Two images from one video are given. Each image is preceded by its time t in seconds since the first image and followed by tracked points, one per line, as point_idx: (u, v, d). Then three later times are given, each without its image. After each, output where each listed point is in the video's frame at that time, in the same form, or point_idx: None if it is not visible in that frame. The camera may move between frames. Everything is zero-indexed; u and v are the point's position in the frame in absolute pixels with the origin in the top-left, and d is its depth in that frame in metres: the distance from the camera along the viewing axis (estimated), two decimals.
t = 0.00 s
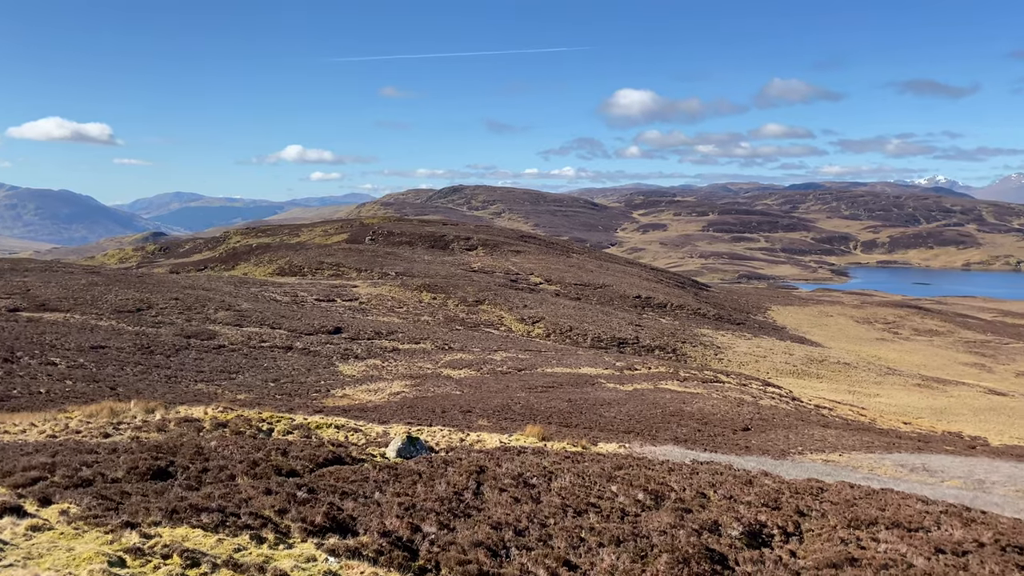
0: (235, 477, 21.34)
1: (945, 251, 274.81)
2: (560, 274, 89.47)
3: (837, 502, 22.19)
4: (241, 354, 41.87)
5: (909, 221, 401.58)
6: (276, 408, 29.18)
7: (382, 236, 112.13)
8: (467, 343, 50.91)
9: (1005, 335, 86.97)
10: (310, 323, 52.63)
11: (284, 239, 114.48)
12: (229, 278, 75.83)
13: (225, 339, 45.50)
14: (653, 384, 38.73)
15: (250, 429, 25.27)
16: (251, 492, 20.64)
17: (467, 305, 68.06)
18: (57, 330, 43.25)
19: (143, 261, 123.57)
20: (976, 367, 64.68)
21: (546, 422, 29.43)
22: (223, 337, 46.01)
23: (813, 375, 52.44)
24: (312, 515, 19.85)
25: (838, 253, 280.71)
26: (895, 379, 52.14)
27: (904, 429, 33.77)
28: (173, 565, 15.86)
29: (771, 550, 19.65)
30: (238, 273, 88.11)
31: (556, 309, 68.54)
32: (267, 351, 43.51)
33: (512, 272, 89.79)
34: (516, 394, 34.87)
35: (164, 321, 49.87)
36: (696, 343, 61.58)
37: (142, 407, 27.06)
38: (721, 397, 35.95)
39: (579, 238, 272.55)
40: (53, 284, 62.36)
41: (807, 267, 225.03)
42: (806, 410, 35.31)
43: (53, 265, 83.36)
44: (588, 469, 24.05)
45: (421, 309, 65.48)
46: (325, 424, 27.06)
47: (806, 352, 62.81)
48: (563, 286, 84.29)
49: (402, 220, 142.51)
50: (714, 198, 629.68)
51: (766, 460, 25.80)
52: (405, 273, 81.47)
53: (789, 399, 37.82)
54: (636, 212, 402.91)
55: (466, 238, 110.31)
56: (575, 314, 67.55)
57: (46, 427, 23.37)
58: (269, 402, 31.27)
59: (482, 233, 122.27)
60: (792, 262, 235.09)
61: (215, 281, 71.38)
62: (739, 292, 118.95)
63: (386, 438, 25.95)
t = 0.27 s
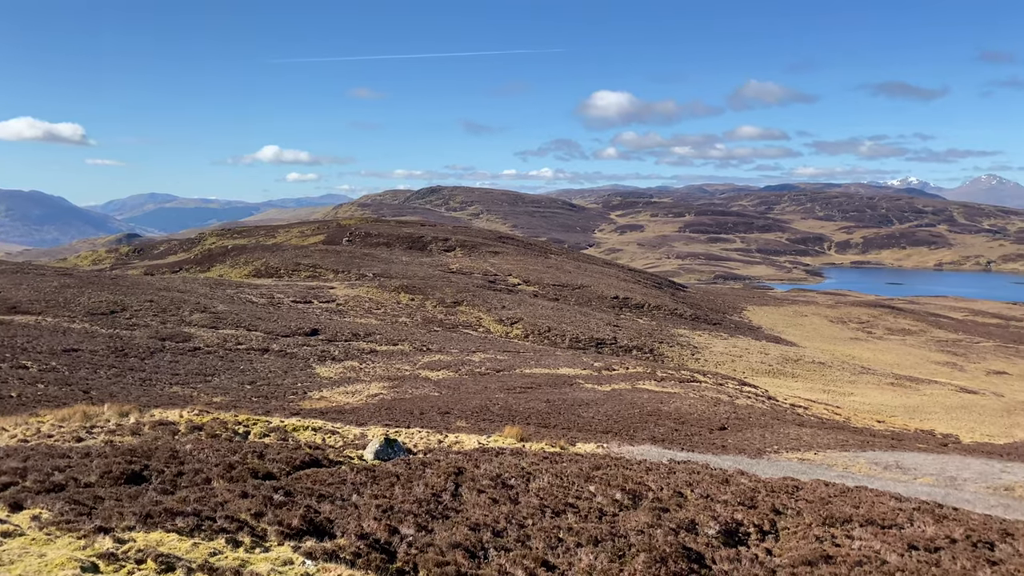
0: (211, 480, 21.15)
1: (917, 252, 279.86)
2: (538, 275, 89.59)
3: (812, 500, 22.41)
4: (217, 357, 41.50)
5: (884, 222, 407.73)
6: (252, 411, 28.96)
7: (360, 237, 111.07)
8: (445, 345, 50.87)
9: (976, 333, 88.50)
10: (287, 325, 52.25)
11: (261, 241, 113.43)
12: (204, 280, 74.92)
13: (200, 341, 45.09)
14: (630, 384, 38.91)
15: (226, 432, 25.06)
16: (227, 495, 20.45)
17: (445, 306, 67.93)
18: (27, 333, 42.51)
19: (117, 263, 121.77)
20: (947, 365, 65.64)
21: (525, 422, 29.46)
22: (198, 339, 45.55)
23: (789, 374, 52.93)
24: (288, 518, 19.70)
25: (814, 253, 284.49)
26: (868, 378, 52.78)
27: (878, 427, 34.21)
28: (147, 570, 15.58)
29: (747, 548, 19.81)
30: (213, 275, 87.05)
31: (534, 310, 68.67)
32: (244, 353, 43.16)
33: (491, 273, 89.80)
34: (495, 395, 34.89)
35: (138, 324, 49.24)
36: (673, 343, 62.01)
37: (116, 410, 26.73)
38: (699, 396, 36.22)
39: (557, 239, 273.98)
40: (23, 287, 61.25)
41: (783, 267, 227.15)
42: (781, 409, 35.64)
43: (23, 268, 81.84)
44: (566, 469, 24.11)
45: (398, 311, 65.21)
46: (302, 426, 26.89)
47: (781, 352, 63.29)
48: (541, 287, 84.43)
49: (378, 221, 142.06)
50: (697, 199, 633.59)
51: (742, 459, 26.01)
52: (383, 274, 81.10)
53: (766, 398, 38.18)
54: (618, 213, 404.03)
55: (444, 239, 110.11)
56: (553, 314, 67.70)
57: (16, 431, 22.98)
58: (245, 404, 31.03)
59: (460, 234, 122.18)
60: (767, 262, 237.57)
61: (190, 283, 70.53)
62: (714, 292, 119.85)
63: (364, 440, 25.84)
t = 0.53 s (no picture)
0: (185, 484, 20.94)
1: (888, 253, 284.75)
2: (515, 276, 89.68)
3: (787, 498, 22.60)
4: (191, 359, 41.08)
5: (859, 223, 414.16)
6: (227, 413, 28.73)
7: (336, 238, 110.03)
8: (423, 346, 50.79)
9: (947, 332, 90.00)
10: (262, 327, 51.84)
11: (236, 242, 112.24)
12: (178, 281, 73.96)
13: (174, 344, 44.61)
14: (607, 384, 39.07)
15: (201, 435, 24.83)
16: (202, 499, 20.24)
17: (423, 307, 67.75)
18: None
19: (89, 265, 119.85)
20: (919, 364, 66.57)
21: (503, 423, 29.48)
22: (172, 342, 45.05)
23: (764, 373, 53.39)
24: (264, 521, 19.51)
25: (786, 253, 288.74)
26: (842, 377, 53.41)
27: (852, 426, 34.65)
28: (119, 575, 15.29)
29: (723, 546, 19.94)
30: (188, 276, 85.97)
31: (512, 311, 68.76)
32: (219, 356, 42.76)
33: (468, 274, 89.72)
34: (472, 396, 34.87)
35: (111, 326, 48.58)
36: (650, 343, 62.40)
37: (88, 414, 26.37)
38: (675, 396, 36.46)
39: (535, 240, 274.79)
40: None
41: (760, 267, 229.07)
42: (757, 408, 35.97)
43: None
44: (544, 470, 24.15)
45: (375, 312, 64.89)
46: (278, 429, 26.71)
47: (756, 351, 63.79)
48: (518, 287, 84.48)
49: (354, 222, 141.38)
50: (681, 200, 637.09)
51: (718, 457, 26.22)
52: (359, 275, 80.69)
53: (742, 397, 38.52)
54: (600, 214, 404.76)
55: (421, 240, 109.84)
56: (531, 315, 67.82)
57: None
58: (220, 407, 30.78)
59: (437, 235, 121.86)
60: (742, 262, 240.16)
61: (164, 285, 69.61)
62: (688, 292, 120.59)
63: (341, 442, 25.72)
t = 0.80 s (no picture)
0: (158, 489, 20.67)
1: (861, 253, 290.17)
2: (492, 277, 89.69)
3: (762, 497, 22.79)
4: (164, 363, 40.57)
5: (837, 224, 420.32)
6: (201, 417, 28.44)
7: (311, 240, 109.20)
8: (399, 348, 50.66)
9: (918, 331, 91.63)
10: (237, 330, 51.33)
11: (209, 244, 110.86)
12: (150, 284, 72.85)
13: (147, 347, 44.03)
14: (583, 384, 39.25)
15: (174, 439, 24.57)
16: (175, 504, 19.97)
17: (399, 309, 67.53)
18: None
19: (58, 268, 117.64)
20: (891, 363, 67.49)
21: (480, 424, 29.47)
22: (144, 345, 44.46)
23: (739, 373, 53.84)
24: (238, 525, 19.28)
25: (763, 254, 292.63)
26: (816, 376, 54.03)
27: (826, 424, 35.07)
28: None
29: (699, 545, 20.05)
30: (161, 279, 84.78)
31: (488, 312, 68.79)
32: (192, 359, 42.29)
33: (445, 276, 89.55)
34: (449, 397, 34.84)
35: (82, 330, 47.79)
36: (626, 343, 62.75)
37: (57, 419, 25.94)
38: (652, 396, 36.67)
39: (512, 241, 275.30)
40: None
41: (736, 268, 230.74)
42: (732, 407, 36.34)
43: None
44: (521, 471, 24.15)
45: (351, 314, 64.51)
46: (252, 432, 26.49)
47: (731, 351, 64.22)
48: (495, 289, 84.46)
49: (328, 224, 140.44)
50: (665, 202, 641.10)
51: (694, 457, 26.42)
52: (335, 277, 80.19)
53: (717, 396, 38.86)
54: (581, 216, 405.12)
55: (397, 242, 109.46)
56: (507, 316, 67.88)
57: None
58: (194, 411, 30.46)
59: (413, 236, 121.46)
60: (716, 263, 242.85)
61: (136, 287, 68.54)
62: (664, 293, 121.24)
63: (317, 445, 25.55)
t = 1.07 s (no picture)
0: (130, 494, 20.36)
1: (833, 253, 295.64)
2: (468, 278, 89.67)
3: (737, 495, 22.96)
4: (135, 366, 40.03)
5: (812, 225, 426.73)
6: (174, 421, 28.13)
7: (285, 241, 108.37)
8: (375, 350, 50.53)
9: (889, 330, 93.13)
10: (210, 332, 50.79)
11: (182, 246, 109.45)
12: (121, 286, 71.66)
13: (118, 350, 43.40)
14: (559, 385, 39.44)
15: (146, 443, 24.28)
16: (147, 509, 19.66)
17: (374, 311, 67.28)
18: None
19: (25, 271, 115.18)
20: (863, 361, 68.40)
21: (456, 426, 29.48)
22: (115, 348, 43.80)
23: (714, 373, 54.30)
24: (212, 530, 19.03)
25: (737, 254, 296.17)
26: (789, 375, 54.65)
27: (798, 423, 35.51)
28: None
29: (675, 544, 20.15)
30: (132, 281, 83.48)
31: (465, 313, 68.77)
32: (164, 362, 41.76)
33: (421, 277, 89.33)
34: (426, 399, 34.80)
35: (51, 333, 46.92)
36: (601, 344, 63.07)
37: (25, 424, 25.48)
38: (627, 396, 36.90)
39: (488, 242, 275.66)
40: None
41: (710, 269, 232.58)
42: (707, 407, 36.72)
43: None
44: (498, 472, 24.14)
45: (326, 316, 64.11)
46: (226, 436, 26.25)
47: (706, 351, 64.77)
48: (471, 290, 84.44)
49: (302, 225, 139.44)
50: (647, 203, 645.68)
51: (670, 456, 26.62)
52: (310, 279, 79.63)
53: (692, 396, 39.23)
54: (563, 218, 405.07)
55: (372, 243, 108.96)
56: (484, 318, 67.93)
57: None
58: (166, 414, 30.12)
59: (388, 237, 121.07)
60: (692, 264, 245.06)
61: (106, 290, 67.41)
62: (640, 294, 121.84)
63: (291, 448, 25.38)
